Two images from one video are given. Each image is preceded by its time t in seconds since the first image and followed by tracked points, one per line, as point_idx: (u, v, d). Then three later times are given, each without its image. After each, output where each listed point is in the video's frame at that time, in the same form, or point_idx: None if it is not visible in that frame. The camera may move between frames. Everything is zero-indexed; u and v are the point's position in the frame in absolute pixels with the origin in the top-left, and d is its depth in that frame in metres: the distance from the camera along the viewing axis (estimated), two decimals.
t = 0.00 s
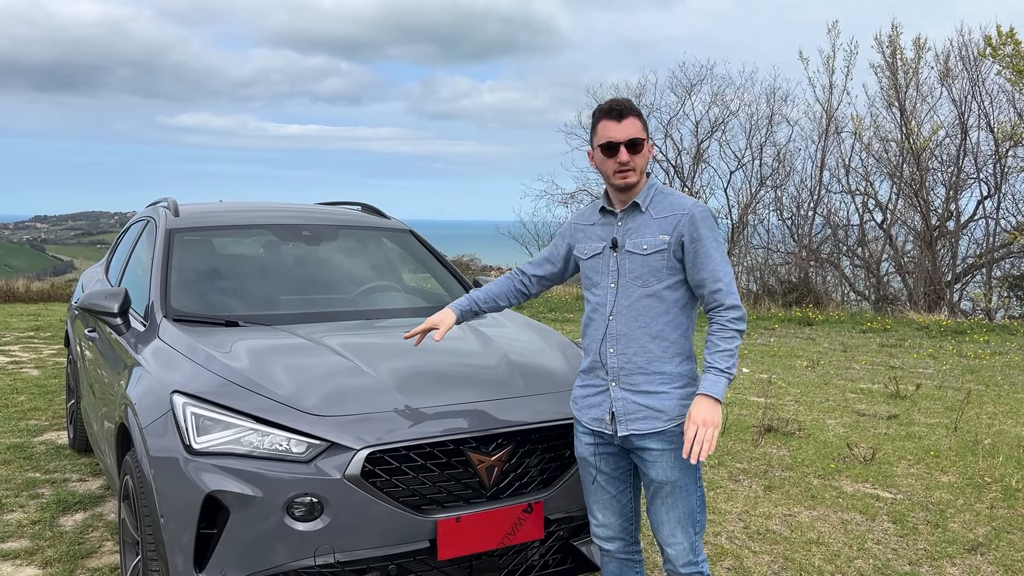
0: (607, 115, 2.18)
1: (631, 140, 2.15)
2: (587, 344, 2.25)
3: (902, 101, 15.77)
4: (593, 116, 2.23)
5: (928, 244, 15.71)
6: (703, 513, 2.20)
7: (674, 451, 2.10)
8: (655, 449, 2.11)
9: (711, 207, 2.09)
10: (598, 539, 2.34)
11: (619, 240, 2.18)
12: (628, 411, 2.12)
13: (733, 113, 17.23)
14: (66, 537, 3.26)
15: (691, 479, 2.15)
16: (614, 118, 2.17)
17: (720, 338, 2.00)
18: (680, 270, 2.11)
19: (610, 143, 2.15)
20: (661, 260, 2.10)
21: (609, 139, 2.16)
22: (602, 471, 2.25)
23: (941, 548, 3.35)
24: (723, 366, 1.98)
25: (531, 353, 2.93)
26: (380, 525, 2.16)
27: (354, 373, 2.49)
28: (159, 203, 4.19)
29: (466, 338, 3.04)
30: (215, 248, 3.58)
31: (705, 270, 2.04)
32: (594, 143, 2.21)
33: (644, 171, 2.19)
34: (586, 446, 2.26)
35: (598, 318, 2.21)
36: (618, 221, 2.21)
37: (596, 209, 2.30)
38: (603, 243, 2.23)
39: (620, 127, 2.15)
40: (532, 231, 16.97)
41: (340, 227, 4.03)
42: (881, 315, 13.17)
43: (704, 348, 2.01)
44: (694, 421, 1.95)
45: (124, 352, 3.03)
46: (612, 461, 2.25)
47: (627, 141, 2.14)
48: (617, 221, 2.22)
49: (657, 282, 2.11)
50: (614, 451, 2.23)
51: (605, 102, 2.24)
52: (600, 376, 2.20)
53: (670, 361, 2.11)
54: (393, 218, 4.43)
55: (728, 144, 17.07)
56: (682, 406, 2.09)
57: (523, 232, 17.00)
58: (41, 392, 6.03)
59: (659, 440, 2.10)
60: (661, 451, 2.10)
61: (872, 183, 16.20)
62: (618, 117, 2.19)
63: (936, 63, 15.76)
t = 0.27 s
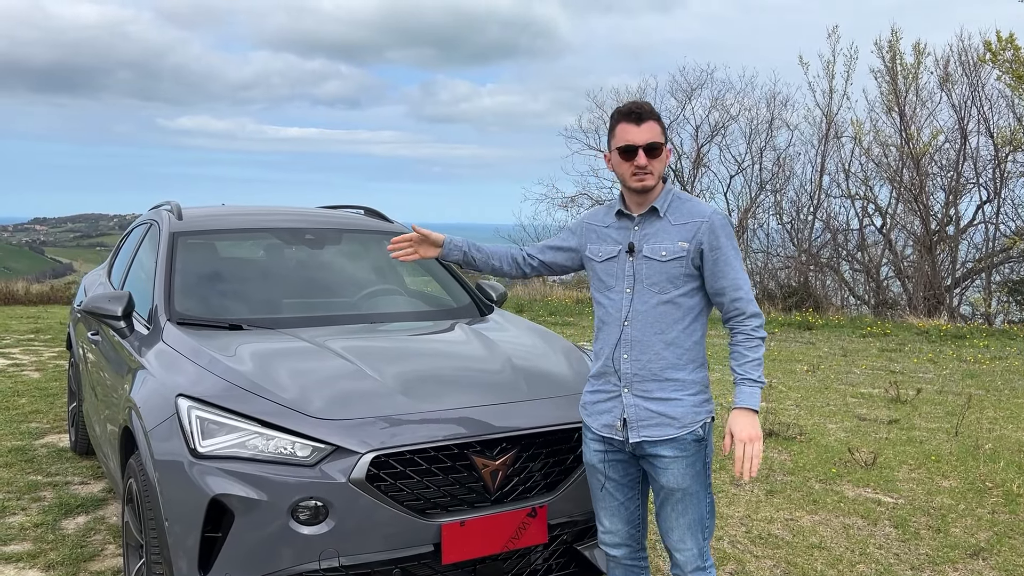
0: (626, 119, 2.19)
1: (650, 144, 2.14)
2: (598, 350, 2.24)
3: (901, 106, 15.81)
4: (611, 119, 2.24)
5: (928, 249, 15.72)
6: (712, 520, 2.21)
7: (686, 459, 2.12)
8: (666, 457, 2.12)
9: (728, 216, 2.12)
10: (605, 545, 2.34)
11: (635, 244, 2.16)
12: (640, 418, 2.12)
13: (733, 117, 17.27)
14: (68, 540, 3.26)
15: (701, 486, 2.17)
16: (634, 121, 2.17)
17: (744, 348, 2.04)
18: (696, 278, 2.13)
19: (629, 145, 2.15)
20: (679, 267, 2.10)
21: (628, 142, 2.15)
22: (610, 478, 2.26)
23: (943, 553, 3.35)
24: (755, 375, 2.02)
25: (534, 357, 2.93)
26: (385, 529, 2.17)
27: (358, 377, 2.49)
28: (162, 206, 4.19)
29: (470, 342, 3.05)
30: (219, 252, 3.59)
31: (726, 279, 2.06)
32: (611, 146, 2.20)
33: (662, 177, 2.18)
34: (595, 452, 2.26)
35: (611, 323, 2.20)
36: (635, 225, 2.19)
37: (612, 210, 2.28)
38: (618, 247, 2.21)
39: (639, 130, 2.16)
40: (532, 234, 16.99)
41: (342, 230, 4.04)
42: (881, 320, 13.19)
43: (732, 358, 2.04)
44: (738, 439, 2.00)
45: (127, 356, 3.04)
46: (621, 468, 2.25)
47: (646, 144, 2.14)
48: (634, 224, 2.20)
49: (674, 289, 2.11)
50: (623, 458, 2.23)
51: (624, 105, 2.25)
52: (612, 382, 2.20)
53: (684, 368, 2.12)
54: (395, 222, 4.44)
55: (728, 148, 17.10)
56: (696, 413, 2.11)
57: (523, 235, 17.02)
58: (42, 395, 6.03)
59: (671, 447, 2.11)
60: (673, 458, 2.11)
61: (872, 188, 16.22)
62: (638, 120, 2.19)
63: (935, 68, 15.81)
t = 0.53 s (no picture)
0: (639, 124, 2.19)
1: (661, 150, 2.15)
2: (605, 356, 2.25)
3: (901, 111, 15.85)
4: (624, 124, 2.24)
5: (927, 254, 15.72)
6: (715, 527, 2.22)
7: (689, 467, 2.12)
8: (669, 464, 2.13)
9: (738, 225, 2.11)
10: (608, 550, 2.35)
11: (643, 251, 2.17)
12: (645, 425, 2.13)
13: (733, 123, 17.31)
14: (70, 544, 3.26)
15: (705, 493, 2.17)
16: (646, 127, 2.18)
17: (752, 359, 2.04)
18: (704, 287, 2.13)
19: (640, 151, 2.16)
20: (686, 276, 2.11)
21: (640, 148, 2.16)
22: (614, 484, 2.27)
23: (943, 558, 3.36)
24: (762, 389, 2.02)
25: (537, 361, 2.94)
26: (387, 533, 2.17)
27: (361, 381, 2.50)
28: (165, 210, 4.20)
29: (472, 346, 3.05)
30: (221, 256, 3.60)
31: (734, 289, 2.07)
32: (623, 151, 2.22)
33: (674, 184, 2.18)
34: (600, 458, 2.28)
35: (618, 330, 2.21)
36: (644, 232, 2.20)
37: (623, 216, 2.29)
38: (627, 253, 2.22)
39: (651, 137, 2.16)
40: (531, 239, 17.01)
41: (344, 235, 4.05)
42: (881, 325, 13.19)
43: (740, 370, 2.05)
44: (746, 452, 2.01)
45: (130, 359, 3.04)
46: (625, 474, 2.26)
47: (657, 151, 2.15)
48: (643, 231, 2.21)
49: (681, 298, 2.12)
50: (627, 464, 2.24)
51: (636, 111, 2.26)
52: (618, 389, 2.20)
53: (689, 376, 2.12)
54: (397, 226, 4.45)
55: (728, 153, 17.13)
56: (700, 421, 2.12)
57: (523, 240, 17.04)
58: (43, 398, 6.03)
59: (674, 454, 2.12)
60: (676, 465, 2.12)
61: (872, 193, 16.25)
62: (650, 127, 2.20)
63: (935, 74, 15.85)
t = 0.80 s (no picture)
0: (641, 130, 2.20)
1: (664, 154, 2.16)
2: (610, 361, 2.26)
3: (900, 116, 15.90)
4: (626, 130, 2.26)
5: (926, 259, 15.78)
6: (719, 533, 2.22)
7: (692, 472, 2.12)
8: (672, 470, 2.13)
9: (744, 230, 2.12)
10: (611, 554, 2.36)
11: (648, 256, 2.19)
12: (648, 431, 2.14)
13: (733, 128, 17.35)
14: (70, 548, 3.26)
15: (708, 499, 2.17)
16: (648, 131, 2.20)
17: (754, 363, 2.05)
18: (709, 292, 2.13)
19: (643, 156, 2.17)
20: (690, 281, 2.11)
21: (643, 153, 2.17)
22: (618, 488, 2.27)
23: (944, 563, 3.36)
24: (758, 393, 2.02)
25: (538, 366, 2.95)
26: (389, 537, 2.17)
27: (362, 385, 2.50)
28: (166, 214, 4.21)
29: (474, 350, 3.06)
30: (222, 260, 3.60)
31: (737, 294, 2.07)
32: (627, 155, 2.23)
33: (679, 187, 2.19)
34: (603, 462, 2.28)
35: (622, 335, 2.22)
36: (649, 237, 2.22)
37: (627, 221, 2.31)
38: (632, 258, 2.23)
39: (654, 141, 2.18)
40: (531, 243, 17.03)
41: (345, 239, 4.05)
42: (880, 330, 13.20)
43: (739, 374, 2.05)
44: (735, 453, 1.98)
45: (131, 363, 3.04)
46: (628, 478, 2.26)
47: (661, 155, 2.16)
48: (648, 236, 2.23)
49: (686, 303, 2.13)
50: (631, 468, 2.24)
51: (639, 116, 2.27)
52: (622, 394, 2.21)
53: (694, 382, 2.12)
54: (398, 230, 4.45)
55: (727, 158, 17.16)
56: (704, 428, 2.11)
57: (523, 244, 17.05)
58: (42, 402, 6.03)
59: (677, 460, 2.12)
60: (679, 471, 2.12)
61: (871, 199, 16.28)
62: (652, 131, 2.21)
63: (934, 79, 15.90)
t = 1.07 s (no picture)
0: (610, 150, 2.23)
1: (620, 177, 2.17)
2: (612, 369, 2.26)
3: (899, 121, 15.92)
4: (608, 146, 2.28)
5: (925, 263, 15.79)
6: (716, 541, 2.21)
7: (689, 478, 2.12)
8: (670, 475, 2.12)
9: (744, 238, 2.09)
10: (606, 559, 2.35)
11: (647, 268, 2.19)
12: (647, 440, 2.13)
13: (732, 132, 17.37)
14: (67, 553, 3.24)
15: (706, 506, 2.16)
16: (613, 151, 2.21)
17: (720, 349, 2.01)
18: (708, 303, 2.12)
19: (605, 179, 2.21)
20: (688, 293, 2.11)
21: (607, 175, 2.22)
22: (614, 490, 2.26)
23: (943, 569, 3.35)
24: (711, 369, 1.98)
25: (536, 371, 2.94)
26: (385, 544, 2.16)
27: (360, 390, 2.49)
28: (163, 219, 4.20)
29: (472, 355, 3.05)
30: (220, 264, 3.60)
31: (735, 302, 2.04)
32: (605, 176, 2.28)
33: (650, 204, 2.17)
34: (601, 464, 2.28)
35: (622, 345, 2.23)
36: (647, 247, 2.22)
37: (625, 230, 2.31)
38: (631, 267, 2.24)
39: (614, 163, 2.19)
40: (530, 248, 17.02)
41: (343, 243, 4.04)
42: (880, 335, 13.19)
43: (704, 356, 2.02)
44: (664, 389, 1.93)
45: (129, 368, 3.03)
46: (626, 481, 2.26)
47: (618, 178, 2.18)
48: (647, 246, 2.22)
49: (685, 314, 2.12)
50: (629, 472, 2.24)
51: (621, 130, 2.26)
52: (622, 403, 2.21)
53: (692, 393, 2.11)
54: (396, 235, 4.45)
55: (726, 162, 17.17)
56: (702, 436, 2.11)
57: (522, 249, 17.05)
58: (39, 407, 6.01)
59: (675, 467, 2.11)
60: (677, 477, 2.12)
61: (870, 203, 16.30)
62: (619, 150, 2.21)
63: (933, 84, 15.93)
